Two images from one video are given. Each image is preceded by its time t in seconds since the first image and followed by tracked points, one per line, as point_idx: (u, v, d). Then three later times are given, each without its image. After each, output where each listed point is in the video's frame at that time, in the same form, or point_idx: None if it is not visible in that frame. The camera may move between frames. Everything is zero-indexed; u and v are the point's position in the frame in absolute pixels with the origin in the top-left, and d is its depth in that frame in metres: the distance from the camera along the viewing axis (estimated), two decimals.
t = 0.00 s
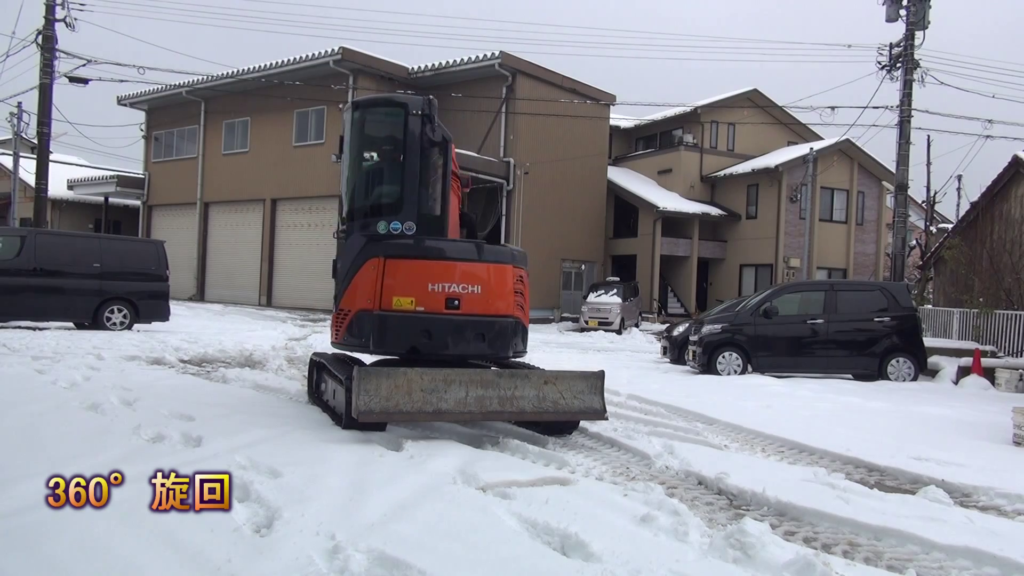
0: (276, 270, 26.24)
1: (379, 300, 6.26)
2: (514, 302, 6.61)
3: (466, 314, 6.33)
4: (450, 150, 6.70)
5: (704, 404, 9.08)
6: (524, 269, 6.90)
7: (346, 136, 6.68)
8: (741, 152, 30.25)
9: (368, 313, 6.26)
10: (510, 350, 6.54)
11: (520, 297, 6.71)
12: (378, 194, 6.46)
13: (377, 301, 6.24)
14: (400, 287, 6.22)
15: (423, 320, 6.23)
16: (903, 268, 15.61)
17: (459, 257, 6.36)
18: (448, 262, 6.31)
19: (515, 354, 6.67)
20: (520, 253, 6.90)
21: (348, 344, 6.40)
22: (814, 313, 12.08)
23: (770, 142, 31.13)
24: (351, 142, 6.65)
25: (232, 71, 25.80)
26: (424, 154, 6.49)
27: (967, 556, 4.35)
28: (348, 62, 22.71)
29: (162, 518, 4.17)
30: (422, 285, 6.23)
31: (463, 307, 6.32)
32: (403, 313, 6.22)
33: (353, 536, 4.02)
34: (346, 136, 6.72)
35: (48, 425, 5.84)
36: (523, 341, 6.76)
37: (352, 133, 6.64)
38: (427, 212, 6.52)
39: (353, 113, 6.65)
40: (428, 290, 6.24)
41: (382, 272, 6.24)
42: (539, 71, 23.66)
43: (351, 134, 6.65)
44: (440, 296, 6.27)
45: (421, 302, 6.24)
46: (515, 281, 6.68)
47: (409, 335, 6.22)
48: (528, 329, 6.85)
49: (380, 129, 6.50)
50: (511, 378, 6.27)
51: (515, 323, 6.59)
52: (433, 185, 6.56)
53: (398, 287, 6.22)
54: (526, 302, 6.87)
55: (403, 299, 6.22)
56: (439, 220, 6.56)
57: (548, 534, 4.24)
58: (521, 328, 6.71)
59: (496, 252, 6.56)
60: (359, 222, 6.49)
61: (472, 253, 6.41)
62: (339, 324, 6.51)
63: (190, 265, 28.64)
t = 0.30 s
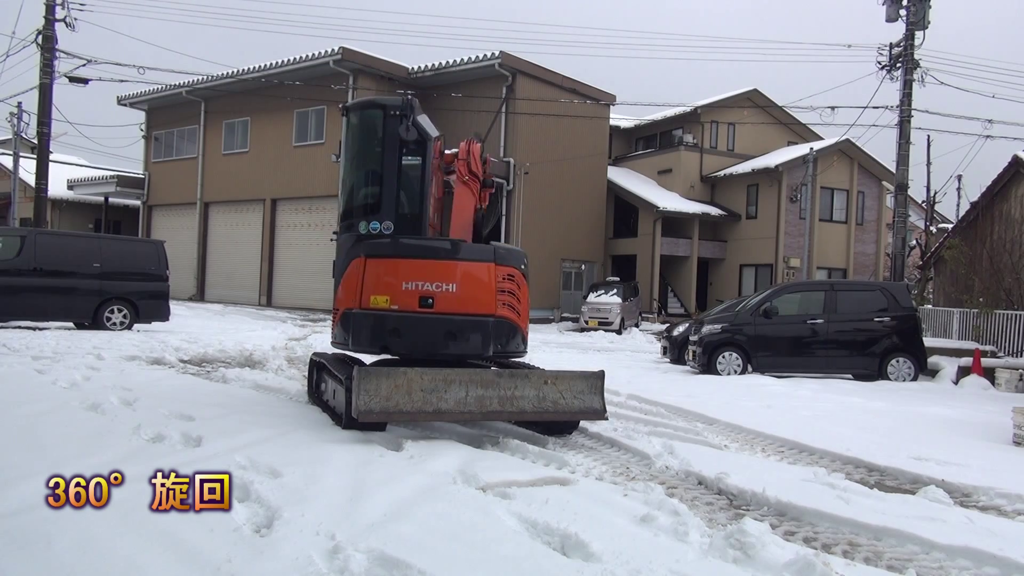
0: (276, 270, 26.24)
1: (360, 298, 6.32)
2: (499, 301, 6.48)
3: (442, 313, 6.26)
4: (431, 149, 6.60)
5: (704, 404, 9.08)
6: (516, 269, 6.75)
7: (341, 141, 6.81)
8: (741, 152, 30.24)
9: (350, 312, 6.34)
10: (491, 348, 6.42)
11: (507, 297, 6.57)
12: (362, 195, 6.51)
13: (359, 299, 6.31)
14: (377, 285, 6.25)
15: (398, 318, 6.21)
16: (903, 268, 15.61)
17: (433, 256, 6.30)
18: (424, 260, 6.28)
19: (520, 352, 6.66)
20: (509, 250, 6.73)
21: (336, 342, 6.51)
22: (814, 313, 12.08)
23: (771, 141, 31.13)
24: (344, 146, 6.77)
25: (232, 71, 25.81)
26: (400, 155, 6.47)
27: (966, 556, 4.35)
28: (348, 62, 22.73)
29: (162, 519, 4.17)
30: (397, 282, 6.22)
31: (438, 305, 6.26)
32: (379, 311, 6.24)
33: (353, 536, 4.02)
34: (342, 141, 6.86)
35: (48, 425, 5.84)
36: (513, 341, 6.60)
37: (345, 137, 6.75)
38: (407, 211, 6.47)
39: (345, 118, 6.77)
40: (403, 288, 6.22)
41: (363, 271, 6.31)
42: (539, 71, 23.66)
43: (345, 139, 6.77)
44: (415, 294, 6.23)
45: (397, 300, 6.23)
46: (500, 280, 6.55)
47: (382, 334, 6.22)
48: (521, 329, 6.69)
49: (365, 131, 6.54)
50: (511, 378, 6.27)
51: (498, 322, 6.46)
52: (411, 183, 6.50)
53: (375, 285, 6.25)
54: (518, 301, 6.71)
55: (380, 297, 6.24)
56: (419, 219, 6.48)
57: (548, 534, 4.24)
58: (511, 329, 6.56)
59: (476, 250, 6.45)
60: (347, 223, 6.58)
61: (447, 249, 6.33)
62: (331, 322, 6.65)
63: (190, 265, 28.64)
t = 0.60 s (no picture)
0: (276, 270, 26.25)
1: (344, 299, 6.47)
2: (476, 300, 6.36)
3: (414, 312, 6.23)
4: (416, 147, 6.56)
5: (704, 404, 9.08)
6: (501, 267, 6.57)
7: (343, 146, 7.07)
8: (741, 152, 30.24)
9: (337, 311, 6.51)
10: (468, 348, 6.32)
11: (488, 296, 6.43)
12: (351, 198, 6.69)
13: (343, 300, 6.47)
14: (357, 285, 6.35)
15: (373, 316, 6.27)
16: (903, 268, 15.62)
17: (407, 254, 6.28)
18: (412, 258, 6.27)
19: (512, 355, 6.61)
20: (494, 247, 6.55)
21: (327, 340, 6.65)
22: (814, 313, 12.08)
23: (771, 141, 31.13)
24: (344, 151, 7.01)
25: (232, 71, 25.81)
26: (384, 156, 6.57)
27: (966, 556, 4.35)
28: (348, 62, 22.74)
29: (163, 519, 4.17)
30: (372, 281, 6.29)
31: (411, 304, 6.24)
32: (358, 310, 6.35)
33: (354, 537, 4.02)
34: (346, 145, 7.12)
35: (48, 425, 5.84)
36: (496, 340, 6.46)
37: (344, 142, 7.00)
38: (391, 210, 6.50)
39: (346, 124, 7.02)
40: (378, 287, 6.27)
41: (347, 271, 6.46)
42: (539, 71, 23.64)
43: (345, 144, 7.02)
44: (390, 293, 6.25)
45: (374, 300, 6.30)
46: (480, 279, 6.42)
47: (357, 333, 6.33)
48: (505, 328, 6.53)
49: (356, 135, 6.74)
50: (511, 378, 6.27)
51: (476, 322, 6.35)
52: (392, 183, 6.53)
53: (356, 285, 6.37)
54: (503, 300, 6.55)
55: (359, 296, 6.35)
56: (402, 216, 6.46)
57: (548, 534, 4.24)
58: (490, 328, 6.43)
59: (453, 248, 6.33)
60: (340, 225, 6.78)
61: (420, 247, 6.28)
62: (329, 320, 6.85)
63: (190, 265, 28.66)
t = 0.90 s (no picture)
0: (276, 270, 26.25)
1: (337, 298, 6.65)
2: (452, 298, 6.31)
3: (389, 309, 6.26)
4: (402, 147, 6.50)
5: (704, 404, 9.08)
6: (482, 265, 6.46)
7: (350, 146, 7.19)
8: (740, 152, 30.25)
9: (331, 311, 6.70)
10: (442, 346, 6.28)
11: (465, 295, 6.35)
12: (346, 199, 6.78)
13: (336, 299, 6.65)
14: (345, 285, 6.51)
15: (354, 315, 6.37)
16: (903, 267, 15.62)
17: (388, 254, 6.32)
18: (390, 258, 6.30)
19: (513, 355, 6.65)
20: (474, 245, 6.44)
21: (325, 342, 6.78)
22: (814, 313, 12.07)
23: (771, 141, 31.13)
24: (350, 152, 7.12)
25: (232, 71, 25.80)
26: (369, 157, 6.57)
27: (966, 556, 4.35)
28: (348, 62, 22.74)
29: (162, 519, 4.17)
30: (355, 281, 6.41)
31: (387, 302, 6.27)
32: (344, 309, 6.49)
33: (353, 537, 4.02)
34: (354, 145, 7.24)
35: (48, 425, 5.84)
36: (474, 339, 6.38)
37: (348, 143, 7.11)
38: (375, 211, 6.48)
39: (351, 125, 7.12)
40: (360, 286, 6.38)
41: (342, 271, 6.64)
42: (538, 71, 23.61)
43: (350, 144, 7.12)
44: (369, 292, 6.33)
45: (357, 299, 6.41)
46: (458, 278, 6.35)
47: (341, 332, 6.46)
48: (485, 326, 6.44)
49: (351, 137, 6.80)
50: (511, 378, 6.27)
51: (452, 320, 6.30)
52: (376, 184, 6.51)
53: (345, 285, 6.52)
54: (484, 299, 6.45)
55: (345, 295, 6.50)
56: (383, 217, 6.42)
57: (548, 534, 4.24)
58: (469, 327, 6.35)
59: (429, 246, 6.32)
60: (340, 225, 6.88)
61: (397, 246, 6.31)
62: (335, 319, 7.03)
63: (190, 265, 28.65)
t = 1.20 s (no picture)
0: (276, 270, 26.25)
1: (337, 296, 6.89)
2: (426, 296, 6.25)
3: (369, 307, 6.36)
4: (390, 148, 6.53)
5: (704, 404, 9.08)
6: (459, 263, 6.33)
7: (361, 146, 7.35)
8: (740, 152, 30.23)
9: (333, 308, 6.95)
10: (416, 343, 6.25)
11: (439, 293, 6.27)
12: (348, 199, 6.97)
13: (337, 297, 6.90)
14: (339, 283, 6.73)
15: (341, 314, 6.57)
16: (903, 267, 15.62)
17: (371, 254, 6.41)
18: (371, 257, 6.39)
19: (513, 356, 6.65)
20: (451, 244, 6.34)
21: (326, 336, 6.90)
22: (814, 313, 12.08)
23: (771, 141, 31.14)
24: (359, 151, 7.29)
25: (232, 71, 25.81)
26: (364, 159, 6.69)
27: (967, 556, 4.35)
28: (348, 62, 22.76)
29: (162, 519, 4.17)
30: (345, 280, 6.60)
31: (366, 301, 6.38)
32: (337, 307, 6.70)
33: (353, 537, 4.02)
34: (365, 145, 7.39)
35: (48, 425, 5.85)
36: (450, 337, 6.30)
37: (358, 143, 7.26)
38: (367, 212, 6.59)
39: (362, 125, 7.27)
40: (348, 286, 6.56)
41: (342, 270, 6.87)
42: (538, 70, 23.60)
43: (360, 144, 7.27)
44: (353, 291, 6.49)
45: (346, 298, 6.59)
46: (432, 276, 6.27)
47: (332, 329, 6.66)
48: (462, 325, 6.34)
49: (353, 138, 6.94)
50: (511, 378, 6.27)
51: (426, 318, 6.25)
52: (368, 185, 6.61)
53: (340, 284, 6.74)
54: (462, 297, 6.34)
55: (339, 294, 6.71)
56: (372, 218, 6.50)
57: (548, 534, 4.24)
58: (444, 327, 6.27)
59: (405, 243, 6.30)
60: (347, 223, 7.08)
61: (378, 246, 6.38)
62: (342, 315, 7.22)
63: (190, 265, 28.66)
